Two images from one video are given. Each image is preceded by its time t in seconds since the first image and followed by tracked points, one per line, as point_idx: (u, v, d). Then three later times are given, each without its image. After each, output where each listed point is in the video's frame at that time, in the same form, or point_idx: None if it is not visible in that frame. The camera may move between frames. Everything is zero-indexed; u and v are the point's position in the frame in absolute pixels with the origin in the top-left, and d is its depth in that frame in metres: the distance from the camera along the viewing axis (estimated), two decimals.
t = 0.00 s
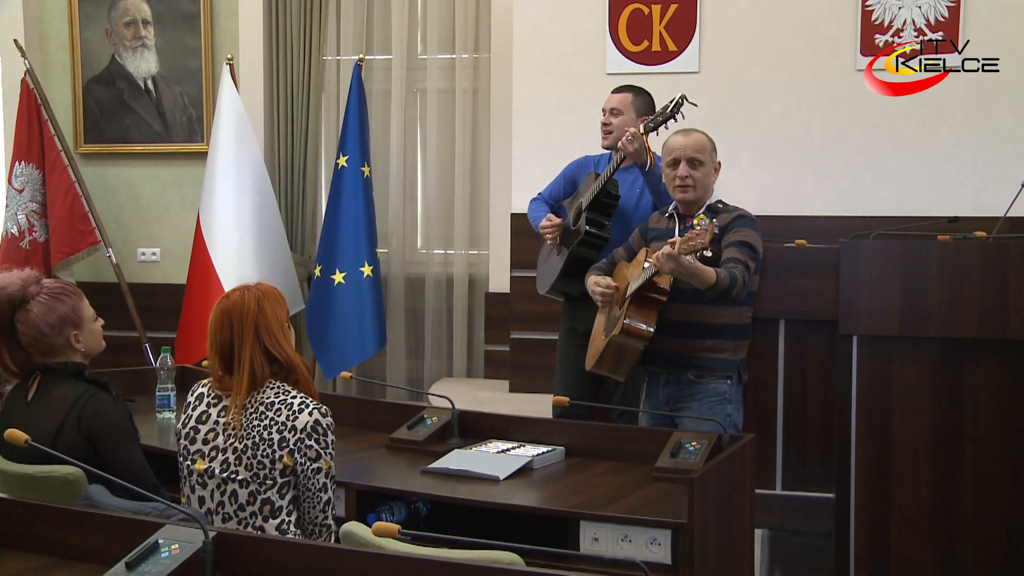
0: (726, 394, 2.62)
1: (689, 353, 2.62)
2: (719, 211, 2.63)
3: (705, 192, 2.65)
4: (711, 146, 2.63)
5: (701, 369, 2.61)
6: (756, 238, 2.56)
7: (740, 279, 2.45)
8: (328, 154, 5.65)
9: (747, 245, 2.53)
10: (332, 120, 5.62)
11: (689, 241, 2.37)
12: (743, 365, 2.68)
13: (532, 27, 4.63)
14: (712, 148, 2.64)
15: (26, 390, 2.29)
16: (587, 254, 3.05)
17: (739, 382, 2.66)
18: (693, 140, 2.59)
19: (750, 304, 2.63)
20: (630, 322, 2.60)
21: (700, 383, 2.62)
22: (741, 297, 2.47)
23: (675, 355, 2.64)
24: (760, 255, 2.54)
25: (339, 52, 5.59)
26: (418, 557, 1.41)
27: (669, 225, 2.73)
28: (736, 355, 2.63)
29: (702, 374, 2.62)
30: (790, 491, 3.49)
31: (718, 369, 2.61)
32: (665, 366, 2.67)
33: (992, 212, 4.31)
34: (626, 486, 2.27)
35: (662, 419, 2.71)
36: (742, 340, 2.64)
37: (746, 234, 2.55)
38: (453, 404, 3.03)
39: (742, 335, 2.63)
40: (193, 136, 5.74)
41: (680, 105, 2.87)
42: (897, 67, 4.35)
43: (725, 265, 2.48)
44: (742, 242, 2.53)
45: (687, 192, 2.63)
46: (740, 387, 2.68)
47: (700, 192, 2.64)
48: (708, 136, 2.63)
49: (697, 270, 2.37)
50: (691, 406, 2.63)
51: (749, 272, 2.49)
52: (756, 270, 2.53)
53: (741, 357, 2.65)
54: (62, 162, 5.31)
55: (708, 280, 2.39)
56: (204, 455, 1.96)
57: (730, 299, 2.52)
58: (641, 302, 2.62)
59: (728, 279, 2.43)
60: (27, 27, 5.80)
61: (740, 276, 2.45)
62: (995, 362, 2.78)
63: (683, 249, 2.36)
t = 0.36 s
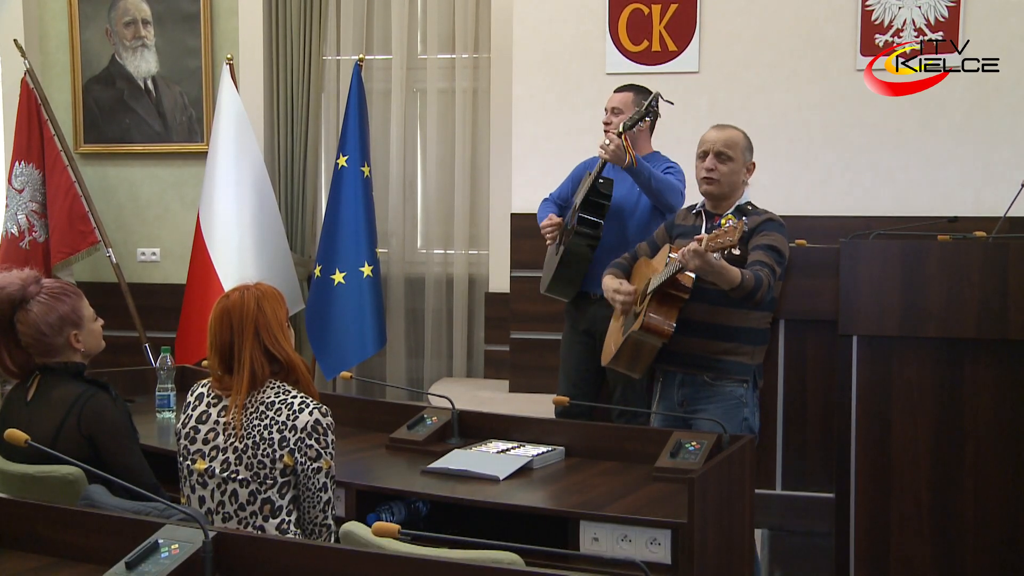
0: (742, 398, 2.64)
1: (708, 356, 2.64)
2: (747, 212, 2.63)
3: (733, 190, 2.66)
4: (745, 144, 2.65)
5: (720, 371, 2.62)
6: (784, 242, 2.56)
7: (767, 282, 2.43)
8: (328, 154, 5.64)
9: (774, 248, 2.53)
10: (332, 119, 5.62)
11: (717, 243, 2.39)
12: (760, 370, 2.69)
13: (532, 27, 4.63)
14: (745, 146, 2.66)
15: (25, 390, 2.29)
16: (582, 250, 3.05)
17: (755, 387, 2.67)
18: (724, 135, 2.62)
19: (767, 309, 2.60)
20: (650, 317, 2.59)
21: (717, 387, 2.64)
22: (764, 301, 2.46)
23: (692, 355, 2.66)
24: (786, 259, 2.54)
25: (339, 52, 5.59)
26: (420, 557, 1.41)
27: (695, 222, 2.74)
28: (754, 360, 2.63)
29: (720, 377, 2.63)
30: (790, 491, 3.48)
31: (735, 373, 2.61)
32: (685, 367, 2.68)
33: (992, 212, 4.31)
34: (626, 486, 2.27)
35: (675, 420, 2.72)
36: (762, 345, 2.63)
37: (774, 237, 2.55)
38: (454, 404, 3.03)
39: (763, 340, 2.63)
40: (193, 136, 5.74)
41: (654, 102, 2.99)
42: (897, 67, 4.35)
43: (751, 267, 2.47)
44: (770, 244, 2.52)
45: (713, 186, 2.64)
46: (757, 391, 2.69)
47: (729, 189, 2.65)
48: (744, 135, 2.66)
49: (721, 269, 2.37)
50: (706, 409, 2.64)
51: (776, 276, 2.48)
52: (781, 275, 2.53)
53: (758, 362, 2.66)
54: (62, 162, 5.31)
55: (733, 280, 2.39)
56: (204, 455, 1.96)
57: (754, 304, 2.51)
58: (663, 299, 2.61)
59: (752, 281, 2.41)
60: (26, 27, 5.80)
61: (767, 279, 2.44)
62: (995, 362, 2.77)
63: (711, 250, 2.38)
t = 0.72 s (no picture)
0: (757, 401, 2.65)
1: (722, 358, 2.66)
2: (766, 214, 2.65)
3: (750, 188, 2.69)
4: (765, 144, 2.67)
5: (734, 374, 2.64)
6: (801, 248, 2.56)
7: (778, 292, 2.44)
8: (328, 154, 5.64)
9: (790, 256, 2.53)
10: (332, 119, 5.62)
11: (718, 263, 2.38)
12: (775, 374, 2.71)
13: (533, 27, 4.63)
14: (766, 146, 2.68)
15: (26, 390, 2.29)
16: (575, 250, 3.08)
17: (770, 390, 2.68)
18: (743, 130, 2.66)
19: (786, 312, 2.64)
20: (662, 325, 2.65)
21: (732, 390, 2.65)
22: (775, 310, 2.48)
23: (708, 359, 2.68)
24: (802, 266, 2.54)
25: (339, 52, 5.59)
26: (419, 557, 1.41)
27: (715, 222, 2.78)
28: (769, 364, 2.65)
29: (734, 380, 2.64)
30: (790, 491, 3.49)
31: (750, 376, 2.63)
32: (701, 371, 2.70)
33: (992, 213, 4.31)
34: (626, 486, 2.27)
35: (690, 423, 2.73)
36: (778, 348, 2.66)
37: (791, 244, 2.55)
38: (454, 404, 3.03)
39: (778, 344, 2.65)
40: (193, 136, 5.74)
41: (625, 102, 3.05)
42: (897, 67, 4.35)
43: (764, 275, 2.48)
44: (784, 251, 2.53)
45: (729, 181, 2.68)
46: (772, 395, 2.69)
47: (745, 188, 2.68)
48: (765, 134, 2.68)
49: (728, 283, 2.39)
50: (721, 411, 2.66)
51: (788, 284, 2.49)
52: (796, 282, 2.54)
53: (773, 365, 2.67)
54: (62, 162, 5.31)
55: (740, 292, 2.41)
56: (203, 455, 1.96)
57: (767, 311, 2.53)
58: (674, 306, 2.66)
59: (762, 291, 2.42)
60: (27, 27, 5.80)
61: (778, 289, 2.45)
62: (994, 362, 2.77)
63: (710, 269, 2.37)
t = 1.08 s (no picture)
0: (769, 403, 2.64)
1: (733, 361, 2.67)
2: (771, 215, 2.65)
3: (739, 189, 2.71)
4: (743, 143, 2.67)
5: (745, 376, 2.64)
6: (806, 248, 2.55)
7: (776, 294, 2.45)
8: (328, 154, 5.64)
9: (794, 256, 2.53)
10: (332, 120, 5.62)
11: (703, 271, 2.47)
12: (789, 375, 2.70)
13: (533, 28, 4.63)
14: (746, 145, 2.68)
15: (26, 390, 2.30)
16: (572, 249, 3.07)
17: (783, 391, 2.68)
18: (720, 135, 2.70)
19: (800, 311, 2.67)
20: (667, 332, 2.68)
21: (743, 391, 2.65)
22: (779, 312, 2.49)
23: (722, 362, 2.68)
24: (807, 265, 2.53)
25: (340, 52, 5.59)
26: (420, 557, 1.41)
27: (723, 224, 2.79)
28: (781, 365, 2.65)
29: (745, 382, 2.65)
30: (790, 491, 3.49)
31: (761, 377, 2.63)
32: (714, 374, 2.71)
33: (992, 213, 4.31)
34: (627, 486, 2.27)
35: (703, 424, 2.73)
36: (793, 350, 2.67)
37: (795, 244, 2.54)
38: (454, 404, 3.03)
39: (789, 345, 2.66)
40: (194, 136, 5.74)
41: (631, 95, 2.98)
42: (897, 67, 4.35)
43: (766, 276, 2.49)
44: (787, 252, 2.53)
45: (716, 186, 2.73)
46: (784, 397, 2.69)
47: (736, 191, 2.71)
48: (745, 134, 2.69)
49: (719, 288, 2.44)
50: (732, 413, 2.66)
51: (791, 284, 2.49)
52: (802, 282, 2.53)
53: (785, 367, 2.67)
54: (62, 162, 5.31)
55: (734, 296, 2.44)
56: (204, 455, 1.96)
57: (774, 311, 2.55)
58: (678, 312, 2.68)
59: (759, 294, 2.44)
60: (27, 27, 5.80)
61: (778, 291, 2.45)
62: (994, 362, 2.77)
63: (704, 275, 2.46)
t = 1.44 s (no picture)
0: (766, 403, 2.64)
1: (730, 361, 2.67)
2: (770, 215, 2.65)
3: (734, 191, 2.70)
4: (737, 144, 2.66)
5: (742, 376, 2.65)
6: (800, 249, 2.55)
7: (764, 296, 2.46)
8: (328, 154, 5.65)
9: (788, 258, 2.53)
10: (333, 120, 5.62)
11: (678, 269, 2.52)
12: (786, 375, 2.69)
13: (534, 27, 4.63)
14: (740, 146, 2.66)
15: (26, 389, 2.30)
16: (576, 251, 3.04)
17: (780, 391, 2.67)
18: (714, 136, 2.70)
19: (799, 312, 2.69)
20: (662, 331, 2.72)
21: (740, 390, 2.65)
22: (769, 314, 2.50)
23: (720, 362, 2.69)
24: (802, 267, 2.54)
25: (340, 52, 5.59)
26: (421, 558, 1.40)
27: (723, 224, 2.80)
28: (778, 365, 2.65)
29: (741, 381, 2.65)
30: (790, 491, 3.48)
31: (757, 377, 2.63)
32: (712, 373, 2.71)
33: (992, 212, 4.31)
34: (627, 486, 2.27)
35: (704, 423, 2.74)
36: (792, 350, 2.67)
37: (790, 245, 2.55)
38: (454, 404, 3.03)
39: (785, 345, 2.66)
40: (194, 136, 5.74)
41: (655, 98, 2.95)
42: (897, 67, 4.35)
43: (757, 278, 2.51)
44: (781, 253, 2.54)
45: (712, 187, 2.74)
46: (782, 397, 2.68)
47: (731, 193, 2.71)
48: (738, 135, 2.67)
49: (702, 288, 2.46)
50: (730, 412, 2.67)
51: (783, 286, 2.50)
52: (795, 283, 2.54)
53: (783, 368, 2.66)
54: (62, 161, 5.30)
55: (718, 296, 2.47)
56: (205, 455, 1.96)
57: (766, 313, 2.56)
58: (674, 312, 2.71)
59: (746, 296, 2.46)
60: (27, 27, 5.80)
61: (766, 293, 2.46)
62: (994, 363, 2.77)
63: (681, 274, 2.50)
